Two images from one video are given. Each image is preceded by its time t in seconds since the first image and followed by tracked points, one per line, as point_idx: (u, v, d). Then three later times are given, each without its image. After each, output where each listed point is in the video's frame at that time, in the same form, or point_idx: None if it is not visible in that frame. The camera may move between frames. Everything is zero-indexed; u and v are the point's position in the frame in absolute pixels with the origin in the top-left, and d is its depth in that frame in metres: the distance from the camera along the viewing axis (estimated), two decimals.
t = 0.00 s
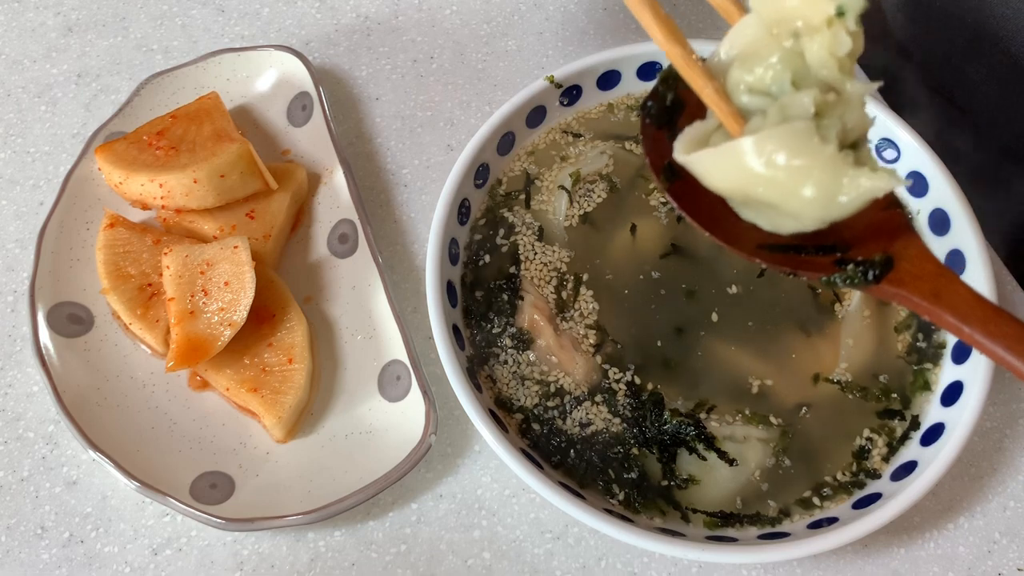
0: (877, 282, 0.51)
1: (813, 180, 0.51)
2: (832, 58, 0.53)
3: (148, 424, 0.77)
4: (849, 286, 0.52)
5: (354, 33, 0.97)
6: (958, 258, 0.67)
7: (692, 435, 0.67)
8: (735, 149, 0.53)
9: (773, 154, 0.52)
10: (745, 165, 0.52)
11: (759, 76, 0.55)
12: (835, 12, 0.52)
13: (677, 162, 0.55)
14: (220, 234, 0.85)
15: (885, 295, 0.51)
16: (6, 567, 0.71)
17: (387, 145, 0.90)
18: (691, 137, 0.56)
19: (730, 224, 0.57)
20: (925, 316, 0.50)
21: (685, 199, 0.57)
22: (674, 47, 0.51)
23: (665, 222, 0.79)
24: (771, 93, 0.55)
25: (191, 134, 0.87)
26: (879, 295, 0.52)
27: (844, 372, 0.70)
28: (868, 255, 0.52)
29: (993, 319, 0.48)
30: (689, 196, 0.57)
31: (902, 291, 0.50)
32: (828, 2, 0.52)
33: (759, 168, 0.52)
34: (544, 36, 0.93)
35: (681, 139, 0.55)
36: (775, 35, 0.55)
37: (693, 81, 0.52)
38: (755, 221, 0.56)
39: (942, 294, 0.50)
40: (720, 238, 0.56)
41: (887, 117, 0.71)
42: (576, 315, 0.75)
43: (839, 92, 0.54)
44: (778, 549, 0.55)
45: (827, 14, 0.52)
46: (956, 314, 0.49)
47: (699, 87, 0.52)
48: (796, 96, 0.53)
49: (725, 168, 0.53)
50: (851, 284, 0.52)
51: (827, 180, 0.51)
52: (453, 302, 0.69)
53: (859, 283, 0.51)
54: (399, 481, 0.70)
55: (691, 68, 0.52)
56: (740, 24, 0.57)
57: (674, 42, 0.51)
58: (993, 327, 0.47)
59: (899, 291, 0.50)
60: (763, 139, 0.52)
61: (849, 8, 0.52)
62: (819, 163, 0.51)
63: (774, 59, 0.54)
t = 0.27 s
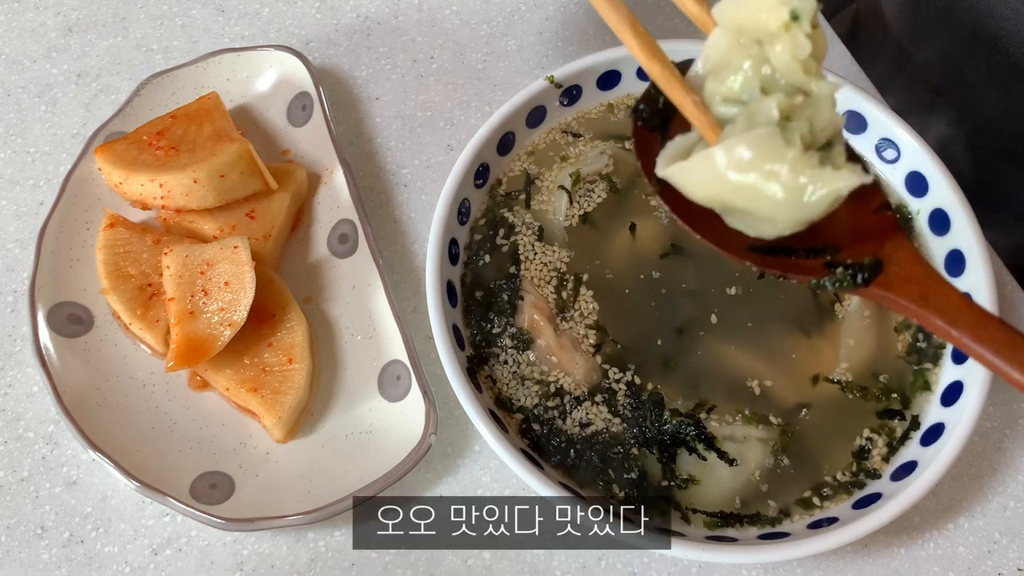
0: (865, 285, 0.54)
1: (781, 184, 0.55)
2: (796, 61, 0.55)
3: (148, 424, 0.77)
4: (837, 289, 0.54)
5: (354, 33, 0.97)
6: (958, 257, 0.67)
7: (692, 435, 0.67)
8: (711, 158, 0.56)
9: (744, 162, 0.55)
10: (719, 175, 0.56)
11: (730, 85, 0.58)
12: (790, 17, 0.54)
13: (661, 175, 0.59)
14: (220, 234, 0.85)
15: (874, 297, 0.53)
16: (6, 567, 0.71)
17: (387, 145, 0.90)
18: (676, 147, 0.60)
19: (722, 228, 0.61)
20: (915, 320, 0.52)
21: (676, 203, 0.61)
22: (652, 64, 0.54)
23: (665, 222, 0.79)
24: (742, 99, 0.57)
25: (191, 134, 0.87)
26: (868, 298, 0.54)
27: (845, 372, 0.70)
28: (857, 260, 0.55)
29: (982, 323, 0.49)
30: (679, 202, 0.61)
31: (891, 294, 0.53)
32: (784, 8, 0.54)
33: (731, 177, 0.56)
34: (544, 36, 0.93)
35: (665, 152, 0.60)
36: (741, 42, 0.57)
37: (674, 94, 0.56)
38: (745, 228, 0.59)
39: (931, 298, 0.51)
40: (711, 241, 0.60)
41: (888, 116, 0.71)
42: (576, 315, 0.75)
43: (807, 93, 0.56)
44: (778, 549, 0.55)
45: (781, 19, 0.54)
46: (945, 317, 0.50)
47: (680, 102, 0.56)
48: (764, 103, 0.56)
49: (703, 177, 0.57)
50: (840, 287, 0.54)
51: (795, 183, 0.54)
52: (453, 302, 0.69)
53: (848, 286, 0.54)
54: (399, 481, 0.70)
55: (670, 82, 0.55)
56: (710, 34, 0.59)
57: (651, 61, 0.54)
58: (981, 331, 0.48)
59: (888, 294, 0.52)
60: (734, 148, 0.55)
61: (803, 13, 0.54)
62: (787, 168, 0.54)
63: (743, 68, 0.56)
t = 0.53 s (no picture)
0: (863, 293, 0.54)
1: (767, 187, 0.55)
2: (780, 65, 0.55)
3: (148, 424, 0.77)
4: (835, 297, 0.55)
5: (354, 33, 0.97)
6: (958, 257, 0.67)
7: (692, 435, 0.67)
8: (699, 162, 0.56)
9: (731, 165, 0.55)
10: (708, 179, 0.56)
11: (719, 90, 0.58)
12: (773, 22, 0.55)
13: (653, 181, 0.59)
14: (220, 234, 0.85)
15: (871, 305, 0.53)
16: (6, 567, 0.71)
17: (387, 145, 0.90)
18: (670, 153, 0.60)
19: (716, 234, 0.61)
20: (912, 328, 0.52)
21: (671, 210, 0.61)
22: (643, 66, 0.55)
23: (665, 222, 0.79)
24: (731, 103, 0.58)
25: (191, 134, 0.87)
26: (866, 305, 0.54)
27: (845, 372, 0.69)
28: (854, 267, 0.55)
29: (978, 331, 0.49)
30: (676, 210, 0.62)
31: (888, 302, 0.53)
32: (766, 12, 0.55)
33: (719, 181, 0.56)
34: (544, 36, 0.93)
35: (657, 158, 0.60)
36: (729, 47, 0.58)
37: (664, 96, 0.56)
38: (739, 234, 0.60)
39: (928, 306, 0.51)
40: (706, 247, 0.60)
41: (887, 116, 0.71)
42: (576, 315, 0.75)
43: (794, 96, 0.56)
44: (779, 549, 0.55)
45: (764, 24, 0.55)
46: (942, 325, 0.50)
47: (671, 105, 0.56)
48: (751, 106, 0.56)
49: (691, 181, 0.57)
50: (837, 295, 0.55)
51: (780, 186, 0.54)
52: (453, 301, 0.69)
53: (846, 294, 0.54)
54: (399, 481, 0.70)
55: (660, 85, 0.55)
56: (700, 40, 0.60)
57: (642, 65, 0.55)
58: (977, 339, 0.49)
59: (885, 301, 0.53)
60: (721, 151, 0.55)
61: (786, 16, 0.54)
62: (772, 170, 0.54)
63: (732, 72, 0.57)
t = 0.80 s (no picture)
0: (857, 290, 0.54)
1: (766, 180, 0.55)
2: (783, 58, 0.55)
3: (148, 424, 0.77)
4: (830, 294, 0.55)
5: (354, 33, 0.97)
6: (958, 257, 0.67)
7: (692, 435, 0.67)
8: (699, 154, 0.57)
9: (730, 157, 0.56)
10: (707, 171, 0.57)
11: (720, 84, 0.59)
12: (774, 15, 0.54)
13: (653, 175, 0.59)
14: (220, 234, 0.85)
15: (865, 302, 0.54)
16: (6, 567, 0.71)
17: (387, 145, 0.90)
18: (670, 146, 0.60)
19: (715, 228, 0.61)
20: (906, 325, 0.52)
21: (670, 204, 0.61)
22: (644, 57, 0.55)
23: (665, 222, 0.79)
24: (733, 98, 0.58)
25: (191, 134, 0.87)
26: (861, 302, 0.54)
27: (845, 371, 0.70)
28: (849, 264, 0.55)
29: (971, 330, 0.49)
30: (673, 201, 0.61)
31: (882, 300, 0.53)
32: (767, 7, 0.54)
33: (719, 173, 0.56)
34: (544, 36, 0.93)
35: (658, 150, 0.60)
36: (730, 41, 0.58)
37: (665, 89, 0.56)
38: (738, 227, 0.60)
39: (922, 304, 0.51)
40: (703, 241, 0.60)
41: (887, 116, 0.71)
42: (576, 315, 0.75)
43: (795, 90, 0.56)
44: (779, 549, 0.55)
45: (765, 17, 0.54)
46: (935, 323, 0.50)
47: (671, 98, 0.56)
48: (751, 100, 0.56)
49: (691, 174, 0.57)
50: (833, 291, 0.55)
51: (779, 178, 0.54)
52: (453, 301, 0.68)
53: (841, 291, 0.55)
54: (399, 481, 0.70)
55: (660, 77, 0.56)
56: (701, 35, 0.60)
57: (642, 57, 0.55)
58: (969, 338, 0.48)
59: (879, 299, 0.53)
60: (721, 143, 0.56)
61: (787, 10, 0.54)
62: (771, 163, 0.55)
63: (734, 65, 0.58)
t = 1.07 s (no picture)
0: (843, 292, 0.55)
1: (753, 183, 0.55)
2: (771, 64, 0.55)
3: (148, 424, 0.77)
4: (816, 295, 0.56)
5: (354, 33, 0.97)
6: (958, 257, 0.66)
7: (692, 435, 0.67)
8: (690, 155, 0.57)
9: (720, 160, 0.56)
10: (697, 173, 0.57)
11: (709, 88, 0.58)
12: (762, 21, 0.54)
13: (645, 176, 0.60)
14: (220, 234, 0.85)
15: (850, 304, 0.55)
16: (6, 567, 0.71)
17: (387, 145, 0.90)
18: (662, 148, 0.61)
19: (704, 229, 0.61)
20: (890, 326, 0.53)
21: (660, 204, 0.61)
22: (637, 59, 0.55)
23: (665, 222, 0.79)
24: (722, 101, 0.58)
25: (191, 134, 0.87)
26: (846, 304, 0.56)
27: (845, 371, 0.70)
28: (835, 266, 0.56)
29: (954, 332, 0.50)
30: (663, 201, 0.62)
31: (866, 301, 0.54)
32: (755, 13, 0.54)
33: (708, 176, 0.56)
34: (544, 36, 0.93)
35: (649, 154, 0.61)
36: (720, 45, 0.58)
37: (659, 91, 0.57)
38: (727, 228, 0.60)
39: (906, 307, 0.53)
40: (692, 241, 0.60)
41: (887, 116, 0.71)
42: (576, 315, 0.75)
43: (783, 94, 0.56)
44: (779, 549, 0.55)
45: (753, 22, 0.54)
46: (919, 326, 0.51)
47: (664, 100, 0.57)
48: (740, 104, 0.56)
49: (681, 175, 0.58)
50: (819, 292, 0.56)
51: (766, 182, 0.55)
52: (453, 301, 0.68)
53: (827, 291, 0.55)
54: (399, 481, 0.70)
55: (653, 78, 0.56)
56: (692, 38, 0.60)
57: (635, 59, 0.56)
58: (953, 340, 0.50)
59: (863, 301, 0.54)
60: (710, 147, 0.56)
61: (774, 16, 0.54)
62: (758, 167, 0.55)
63: (724, 70, 0.57)
